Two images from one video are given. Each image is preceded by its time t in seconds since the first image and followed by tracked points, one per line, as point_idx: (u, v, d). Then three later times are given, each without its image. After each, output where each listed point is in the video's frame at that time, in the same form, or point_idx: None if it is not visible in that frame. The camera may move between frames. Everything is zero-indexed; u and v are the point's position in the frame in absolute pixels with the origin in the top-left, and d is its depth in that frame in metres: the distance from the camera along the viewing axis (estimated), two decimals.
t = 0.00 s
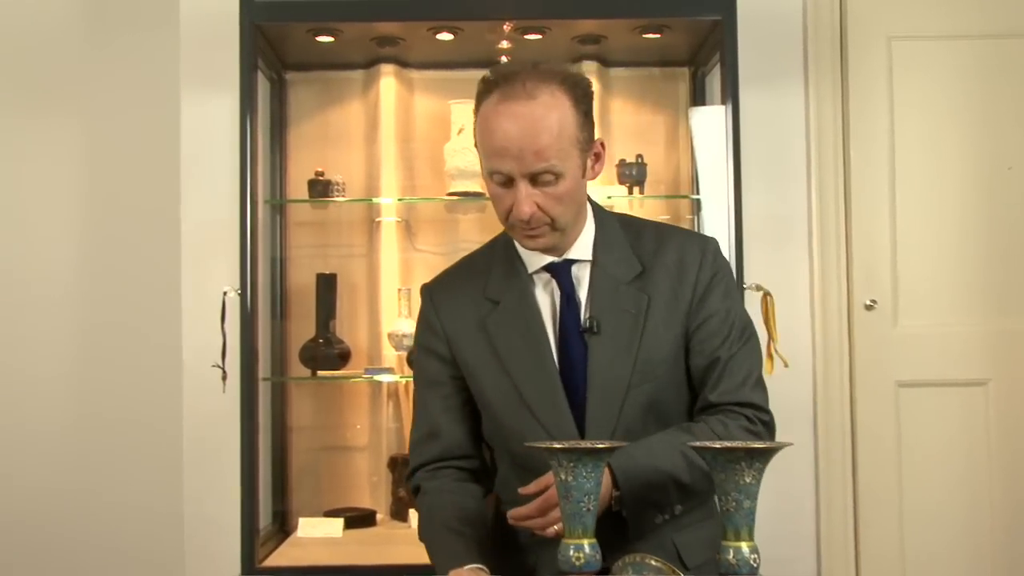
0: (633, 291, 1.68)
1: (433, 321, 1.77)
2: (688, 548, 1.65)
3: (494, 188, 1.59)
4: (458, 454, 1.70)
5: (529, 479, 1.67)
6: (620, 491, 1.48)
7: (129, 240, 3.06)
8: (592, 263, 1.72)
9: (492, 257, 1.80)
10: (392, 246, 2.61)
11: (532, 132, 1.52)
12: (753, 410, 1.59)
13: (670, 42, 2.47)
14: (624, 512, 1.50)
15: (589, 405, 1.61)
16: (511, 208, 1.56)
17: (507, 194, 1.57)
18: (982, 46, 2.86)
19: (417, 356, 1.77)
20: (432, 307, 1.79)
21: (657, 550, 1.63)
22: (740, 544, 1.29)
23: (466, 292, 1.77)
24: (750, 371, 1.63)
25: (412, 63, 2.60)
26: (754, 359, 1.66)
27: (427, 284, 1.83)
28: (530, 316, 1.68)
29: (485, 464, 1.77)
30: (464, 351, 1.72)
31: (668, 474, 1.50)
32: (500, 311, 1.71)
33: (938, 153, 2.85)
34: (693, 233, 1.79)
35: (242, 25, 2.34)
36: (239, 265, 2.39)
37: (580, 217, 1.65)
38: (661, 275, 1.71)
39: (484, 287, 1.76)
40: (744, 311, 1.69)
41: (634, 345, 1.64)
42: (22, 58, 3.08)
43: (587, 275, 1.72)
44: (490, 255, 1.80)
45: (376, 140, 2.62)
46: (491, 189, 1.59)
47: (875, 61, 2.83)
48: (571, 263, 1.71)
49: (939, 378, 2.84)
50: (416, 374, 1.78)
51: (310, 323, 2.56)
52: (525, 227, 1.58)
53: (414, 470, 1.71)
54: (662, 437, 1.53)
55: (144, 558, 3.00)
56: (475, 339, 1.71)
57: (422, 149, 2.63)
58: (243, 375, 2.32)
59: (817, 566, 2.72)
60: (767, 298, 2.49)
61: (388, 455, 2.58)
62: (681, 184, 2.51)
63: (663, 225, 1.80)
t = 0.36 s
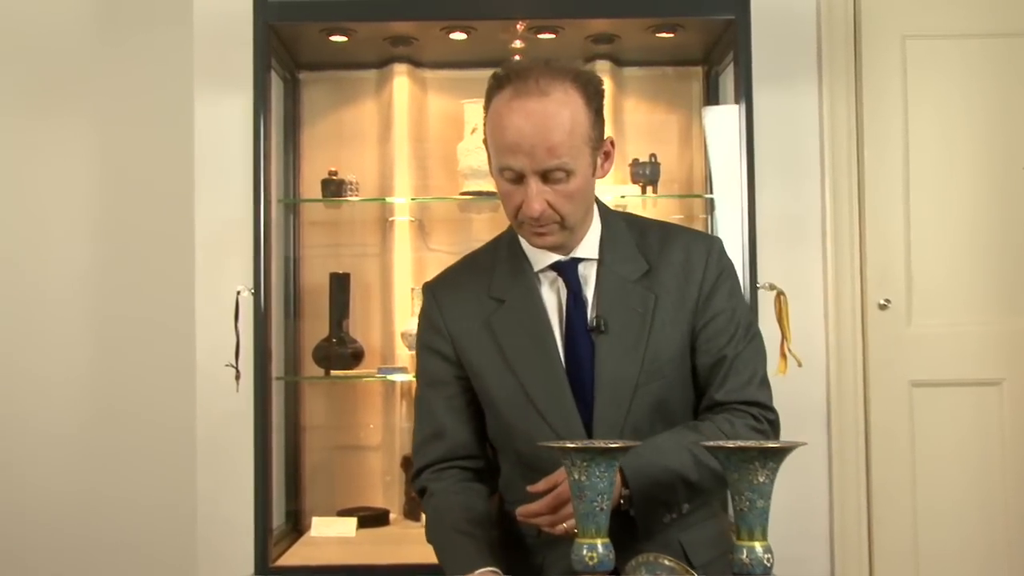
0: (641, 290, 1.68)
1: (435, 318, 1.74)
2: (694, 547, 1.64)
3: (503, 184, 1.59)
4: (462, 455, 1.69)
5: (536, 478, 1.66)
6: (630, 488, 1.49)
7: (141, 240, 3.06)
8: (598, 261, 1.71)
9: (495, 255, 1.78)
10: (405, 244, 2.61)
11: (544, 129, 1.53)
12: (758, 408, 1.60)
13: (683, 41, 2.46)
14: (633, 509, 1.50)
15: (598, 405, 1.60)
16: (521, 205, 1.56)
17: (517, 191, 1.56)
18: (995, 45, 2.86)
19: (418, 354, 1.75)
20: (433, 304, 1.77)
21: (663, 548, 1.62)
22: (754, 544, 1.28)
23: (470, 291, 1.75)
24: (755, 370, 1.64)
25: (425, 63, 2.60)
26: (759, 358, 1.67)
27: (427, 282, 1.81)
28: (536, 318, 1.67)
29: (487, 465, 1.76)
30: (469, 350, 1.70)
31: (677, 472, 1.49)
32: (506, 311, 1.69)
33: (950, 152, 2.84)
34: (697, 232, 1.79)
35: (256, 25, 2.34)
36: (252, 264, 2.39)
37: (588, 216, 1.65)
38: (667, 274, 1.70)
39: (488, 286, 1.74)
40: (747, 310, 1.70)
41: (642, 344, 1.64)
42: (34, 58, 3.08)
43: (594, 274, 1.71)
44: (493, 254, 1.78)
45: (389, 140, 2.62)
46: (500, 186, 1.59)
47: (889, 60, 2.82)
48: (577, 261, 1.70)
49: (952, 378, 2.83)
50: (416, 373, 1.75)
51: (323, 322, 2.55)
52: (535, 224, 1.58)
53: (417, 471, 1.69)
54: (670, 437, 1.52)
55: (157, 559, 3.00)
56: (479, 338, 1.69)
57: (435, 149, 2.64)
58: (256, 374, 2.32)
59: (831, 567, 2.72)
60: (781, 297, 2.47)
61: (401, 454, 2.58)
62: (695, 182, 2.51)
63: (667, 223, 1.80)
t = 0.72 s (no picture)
0: (655, 289, 1.67)
1: (447, 312, 1.73)
2: (705, 547, 1.63)
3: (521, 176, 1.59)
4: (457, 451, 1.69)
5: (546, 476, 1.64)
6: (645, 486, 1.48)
7: (155, 239, 3.08)
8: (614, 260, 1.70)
9: (509, 251, 1.76)
10: (416, 242, 2.61)
11: (564, 123, 1.52)
12: (770, 408, 1.60)
13: (694, 39, 2.46)
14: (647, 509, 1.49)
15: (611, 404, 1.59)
16: (540, 198, 1.56)
17: (536, 184, 1.56)
18: (1007, 42, 2.85)
19: (430, 347, 1.74)
20: (445, 298, 1.75)
21: (674, 547, 1.62)
22: (766, 543, 1.28)
23: (483, 287, 1.73)
24: (768, 370, 1.65)
25: (436, 61, 2.61)
26: (772, 359, 1.67)
27: (440, 277, 1.79)
28: (549, 315, 1.65)
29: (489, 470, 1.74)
30: (482, 345, 1.68)
31: (692, 470, 1.49)
32: (519, 307, 1.68)
33: (963, 150, 2.84)
34: (711, 232, 1.78)
35: (267, 24, 2.34)
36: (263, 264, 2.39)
37: (607, 209, 1.65)
38: (682, 274, 1.69)
39: (501, 281, 1.72)
40: (761, 312, 1.70)
41: (656, 342, 1.63)
42: (49, 59, 3.10)
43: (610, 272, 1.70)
44: (506, 250, 1.77)
45: (401, 138, 2.62)
46: (519, 178, 1.59)
47: (901, 57, 2.82)
48: (592, 259, 1.69)
49: (965, 376, 2.83)
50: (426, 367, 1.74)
51: (335, 321, 2.55)
52: (553, 217, 1.58)
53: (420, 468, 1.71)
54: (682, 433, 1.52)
55: (174, 555, 3.03)
56: (492, 334, 1.68)
57: (446, 148, 2.63)
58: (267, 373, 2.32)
59: (844, 567, 2.70)
60: (793, 296, 2.46)
61: (412, 454, 2.56)
62: (707, 180, 2.50)
63: (682, 224, 1.79)
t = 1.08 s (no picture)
0: (671, 285, 1.67)
1: (458, 300, 1.68)
2: (713, 543, 1.63)
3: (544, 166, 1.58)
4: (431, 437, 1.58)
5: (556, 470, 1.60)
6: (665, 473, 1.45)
7: (161, 238, 3.09)
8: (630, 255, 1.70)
9: (523, 246, 1.74)
10: (422, 241, 2.61)
11: (592, 113, 1.52)
12: (780, 407, 1.61)
13: (701, 38, 2.45)
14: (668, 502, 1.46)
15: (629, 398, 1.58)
16: (564, 187, 1.55)
17: (561, 174, 1.55)
18: (1014, 40, 2.84)
19: (434, 333, 1.67)
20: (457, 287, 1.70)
21: (683, 542, 1.61)
22: (773, 541, 1.28)
23: (498, 278, 1.69)
24: (778, 370, 1.65)
25: (443, 60, 2.60)
26: (780, 360, 1.68)
27: (452, 268, 1.74)
28: (567, 309, 1.63)
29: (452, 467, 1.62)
30: (496, 335, 1.64)
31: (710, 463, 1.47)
32: (536, 299, 1.65)
33: (970, 148, 2.83)
34: (719, 233, 1.78)
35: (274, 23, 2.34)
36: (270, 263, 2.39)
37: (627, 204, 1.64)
38: (697, 272, 1.69)
39: (516, 273, 1.69)
40: (768, 312, 1.71)
41: (674, 337, 1.62)
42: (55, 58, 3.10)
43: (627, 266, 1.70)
44: (520, 244, 1.74)
45: (408, 136, 2.62)
46: (542, 168, 1.58)
47: (908, 56, 2.81)
48: (609, 253, 1.68)
49: (972, 374, 2.82)
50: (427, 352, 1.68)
51: (343, 319, 2.56)
52: (575, 208, 1.57)
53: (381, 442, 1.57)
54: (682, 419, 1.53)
55: (181, 553, 3.03)
56: (508, 324, 1.64)
57: (453, 147, 2.63)
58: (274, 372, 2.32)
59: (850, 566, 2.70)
60: (800, 294, 2.46)
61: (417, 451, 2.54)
62: (713, 175, 2.51)
63: (692, 224, 1.79)
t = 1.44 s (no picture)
0: (678, 278, 1.67)
1: (464, 290, 1.66)
2: (718, 536, 1.62)
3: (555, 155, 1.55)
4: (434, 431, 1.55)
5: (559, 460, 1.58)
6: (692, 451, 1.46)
7: (162, 233, 3.09)
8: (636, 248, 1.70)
9: (529, 239, 1.73)
10: (422, 235, 2.61)
11: (607, 102, 1.49)
12: (789, 396, 1.62)
13: (701, 32, 2.45)
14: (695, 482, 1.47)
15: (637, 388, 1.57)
16: (577, 176, 1.52)
17: (573, 162, 1.52)
18: (1014, 33, 2.84)
19: (438, 324, 1.65)
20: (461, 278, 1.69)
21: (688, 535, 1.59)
22: (773, 535, 1.27)
23: (504, 270, 1.68)
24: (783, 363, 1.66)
25: (443, 54, 2.60)
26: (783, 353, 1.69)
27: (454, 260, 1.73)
28: (574, 300, 1.62)
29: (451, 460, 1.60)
30: (503, 326, 1.63)
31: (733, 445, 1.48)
32: (543, 291, 1.64)
33: (970, 142, 2.83)
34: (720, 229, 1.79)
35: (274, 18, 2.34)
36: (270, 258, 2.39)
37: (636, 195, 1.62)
38: (703, 265, 1.70)
39: (522, 265, 1.68)
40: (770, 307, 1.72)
41: (682, 328, 1.62)
42: (54, 53, 3.10)
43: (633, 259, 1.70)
44: (526, 239, 1.73)
45: (407, 130, 2.62)
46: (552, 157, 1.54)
47: (909, 50, 2.81)
48: (616, 246, 1.68)
49: (972, 367, 2.82)
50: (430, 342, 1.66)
51: (342, 313, 2.56)
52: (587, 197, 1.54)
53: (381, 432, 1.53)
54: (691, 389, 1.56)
55: (182, 551, 3.03)
56: (514, 315, 1.63)
57: (453, 141, 2.63)
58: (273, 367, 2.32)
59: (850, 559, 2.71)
60: (800, 289, 2.46)
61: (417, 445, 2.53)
62: (713, 171, 2.50)
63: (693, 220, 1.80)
